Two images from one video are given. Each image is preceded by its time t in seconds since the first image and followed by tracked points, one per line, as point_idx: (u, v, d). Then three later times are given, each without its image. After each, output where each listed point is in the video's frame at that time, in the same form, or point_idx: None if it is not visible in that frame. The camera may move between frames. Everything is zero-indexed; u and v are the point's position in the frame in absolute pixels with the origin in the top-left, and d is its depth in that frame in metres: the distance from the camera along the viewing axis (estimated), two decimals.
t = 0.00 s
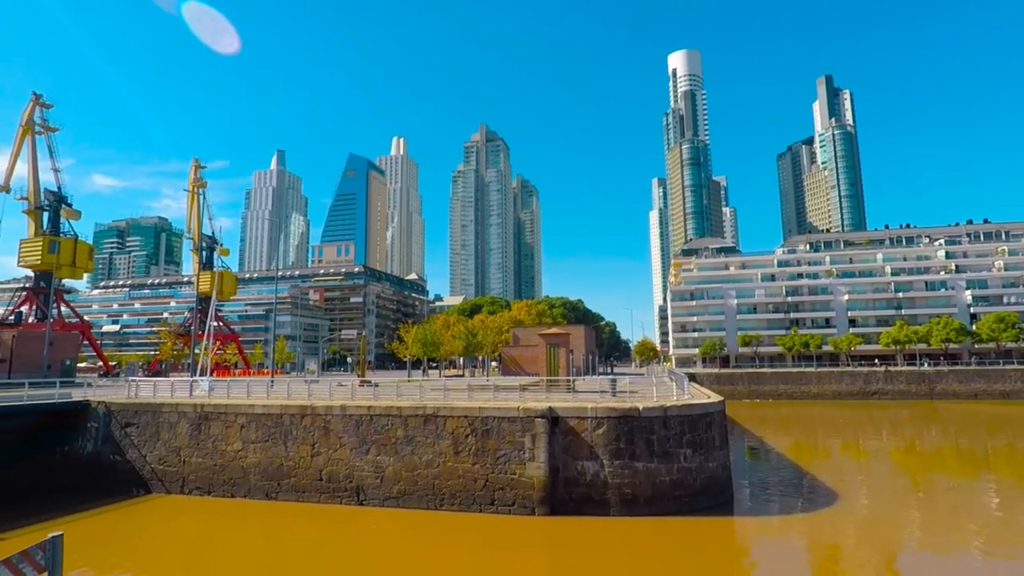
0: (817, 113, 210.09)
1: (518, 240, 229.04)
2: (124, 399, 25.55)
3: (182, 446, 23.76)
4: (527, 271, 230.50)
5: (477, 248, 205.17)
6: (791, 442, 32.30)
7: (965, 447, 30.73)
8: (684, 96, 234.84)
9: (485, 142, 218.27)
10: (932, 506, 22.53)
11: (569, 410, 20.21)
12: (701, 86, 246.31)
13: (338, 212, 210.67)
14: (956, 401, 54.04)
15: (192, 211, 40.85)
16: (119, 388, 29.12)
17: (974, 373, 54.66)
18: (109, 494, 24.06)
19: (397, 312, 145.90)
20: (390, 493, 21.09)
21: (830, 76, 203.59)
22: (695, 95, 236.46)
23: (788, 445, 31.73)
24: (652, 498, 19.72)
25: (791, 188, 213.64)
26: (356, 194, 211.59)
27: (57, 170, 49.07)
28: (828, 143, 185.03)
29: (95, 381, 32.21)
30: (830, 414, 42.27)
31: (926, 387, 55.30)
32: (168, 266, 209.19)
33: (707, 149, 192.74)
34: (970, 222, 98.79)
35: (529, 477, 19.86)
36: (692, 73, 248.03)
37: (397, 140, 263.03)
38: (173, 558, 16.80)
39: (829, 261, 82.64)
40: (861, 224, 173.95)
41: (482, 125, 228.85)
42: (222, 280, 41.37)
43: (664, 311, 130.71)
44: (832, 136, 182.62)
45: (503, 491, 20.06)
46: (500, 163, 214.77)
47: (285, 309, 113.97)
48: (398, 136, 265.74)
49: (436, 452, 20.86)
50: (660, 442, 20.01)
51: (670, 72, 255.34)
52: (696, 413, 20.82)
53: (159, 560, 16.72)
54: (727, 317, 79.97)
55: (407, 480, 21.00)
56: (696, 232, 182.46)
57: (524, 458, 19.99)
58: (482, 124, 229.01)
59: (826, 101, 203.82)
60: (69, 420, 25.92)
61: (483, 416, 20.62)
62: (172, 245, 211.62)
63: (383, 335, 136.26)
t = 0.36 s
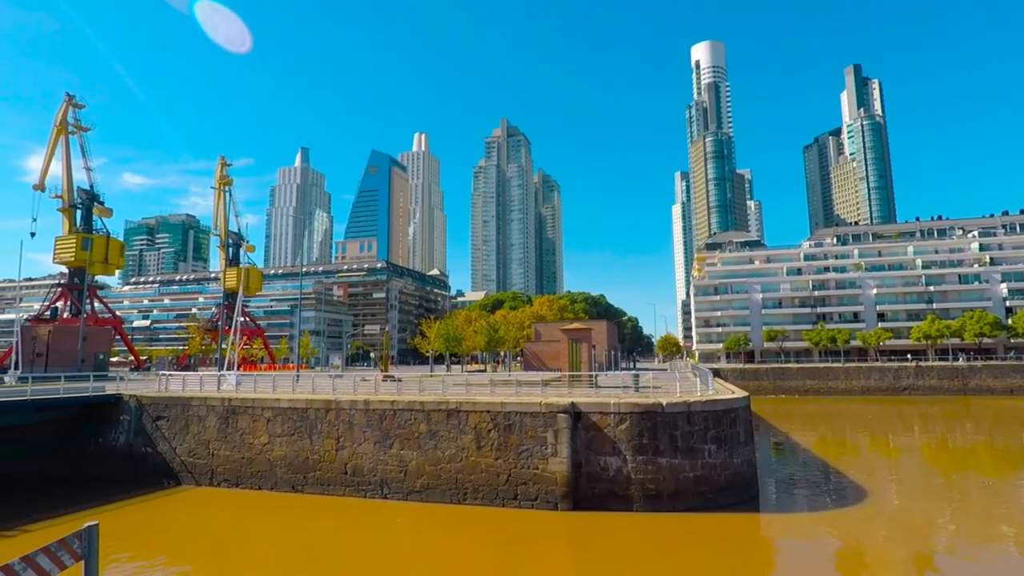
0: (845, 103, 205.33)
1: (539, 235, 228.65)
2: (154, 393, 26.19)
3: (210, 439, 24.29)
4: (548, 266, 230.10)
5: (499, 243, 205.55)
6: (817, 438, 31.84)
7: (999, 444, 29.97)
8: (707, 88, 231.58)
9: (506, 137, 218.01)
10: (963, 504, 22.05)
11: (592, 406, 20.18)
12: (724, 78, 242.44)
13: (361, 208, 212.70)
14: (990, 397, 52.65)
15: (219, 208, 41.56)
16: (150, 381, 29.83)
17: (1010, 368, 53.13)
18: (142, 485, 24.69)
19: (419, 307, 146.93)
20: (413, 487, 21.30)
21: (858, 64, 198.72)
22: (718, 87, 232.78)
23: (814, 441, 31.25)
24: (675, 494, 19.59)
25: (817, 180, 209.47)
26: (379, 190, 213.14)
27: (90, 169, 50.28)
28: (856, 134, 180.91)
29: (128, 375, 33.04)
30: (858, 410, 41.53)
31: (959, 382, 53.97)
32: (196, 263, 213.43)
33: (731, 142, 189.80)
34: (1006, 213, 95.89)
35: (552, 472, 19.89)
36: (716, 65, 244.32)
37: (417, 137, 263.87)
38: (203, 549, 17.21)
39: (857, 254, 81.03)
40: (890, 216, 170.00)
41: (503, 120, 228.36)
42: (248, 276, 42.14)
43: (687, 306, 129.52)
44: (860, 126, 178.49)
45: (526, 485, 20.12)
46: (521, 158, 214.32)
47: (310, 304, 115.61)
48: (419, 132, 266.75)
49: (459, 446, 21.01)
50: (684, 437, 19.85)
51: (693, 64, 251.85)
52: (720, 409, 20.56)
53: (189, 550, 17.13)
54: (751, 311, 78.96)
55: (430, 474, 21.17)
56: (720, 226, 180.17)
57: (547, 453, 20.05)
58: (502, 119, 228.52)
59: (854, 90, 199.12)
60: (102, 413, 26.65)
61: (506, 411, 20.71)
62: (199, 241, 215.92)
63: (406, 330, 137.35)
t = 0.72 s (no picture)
0: (871, 98, 201.07)
1: (558, 232, 228.10)
2: (179, 388, 26.70)
3: (233, 433, 24.71)
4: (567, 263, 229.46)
5: (517, 241, 205.69)
6: (840, 439, 31.40)
7: None
8: (728, 84, 228.68)
9: (525, 135, 217.93)
10: (992, 508, 21.56)
11: (611, 404, 20.11)
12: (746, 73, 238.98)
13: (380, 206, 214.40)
14: (1022, 399, 51.31)
15: (242, 206, 42.21)
16: (175, 376, 30.41)
17: None
18: (167, 478, 25.17)
19: (438, 305, 147.61)
20: (432, 484, 21.42)
21: (884, 59, 194.61)
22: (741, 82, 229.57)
23: (837, 442, 30.79)
24: (695, 493, 19.45)
25: (842, 177, 205.74)
26: (398, 188, 214.59)
27: (118, 168, 51.47)
28: (882, 130, 177.31)
29: (153, 369, 33.77)
30: (883, 411, 40.70)
31: (988, 383, 52.71)
32: (219, 260, 217.12)
33: (753, 138, 187.26)
34: None
35: (570, 470, 19.89)
36: (737, 60, 241.18)
37: (436, 135, 264.61)
38: (227, 541, 17.57)
39: (882, 252, 79.59)
40: (917, 213, 166.34)
41: (521, 118, 228.07)
42: (269, 273, 42.76)
43: (708, 304, 128.39)
44: (886, 121, 174.88)
45: (545, 483, 20.14)
46: (540, 155, 214.00)
47: (330, 301, 116.93)
48: (438, 130, 267.74)
49: (477, 443, 21.09)
50: (704, 437, 19.68)
51: (715, 59, 248.95)
52: (741, 408, 20.35)
53: (212, 542, 17.48)
54: (773, 310, 78.05)
55: (449, 471, 21.29)
56: (741, 224, 178.10)
57: (565, 451, 20.04)
58: (521, 117, 228.18)
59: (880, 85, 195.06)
60: (129, 407, 27.21)
61: (524, 408, 20.75)
62: (222, 239, 219.49)
63: (425, 327, 138.15)
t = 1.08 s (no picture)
0: (894, 93, 197.34)
1: (574, 229, 227.39)
2: (200, 382, 27.15)
3: (252, 428, 25.05)
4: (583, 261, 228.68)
5: (533, 237, 205.51)
6: (860, 439, 30.99)
7: None
8: (747, 79, 225.93)
9: (541, 132, 217.47)
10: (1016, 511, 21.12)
11: (627, 402, 20.06)
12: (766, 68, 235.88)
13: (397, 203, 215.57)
14: None
15: (261, 204, 42.69)
16: (196, 371, 30.90)
17: None
18: (188, 471, 25.60)
19: (454, 302, 148.10)
20: (448, 479, 21.55)
21: (908, 52, 190.75)
22: (760, 77, 226.62)
23: (857, 442, 30.40)
24: (712, 492, 19.33)
25: (863, 173, 202.28)
26: (415, 185, 215.44)
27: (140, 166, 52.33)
28: (905, 125, 173.94)
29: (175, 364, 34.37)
30: (906, 411, 40.00)
31: (1015, 383, 51.45)
32: (238, 256, 220.02)
33: (772, 134, 184.81)
34: None
35: (586, 468, 19.88)
36: (757, 55, 238.09)
37: (452, 132, 264.98)
38: (245, 533, 17.89)
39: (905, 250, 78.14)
40: (942, 210, 163.01)
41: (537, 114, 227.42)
42: (287, 270, 43.24)
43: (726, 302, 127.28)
44: (910, 117, 171.50)
45: (560, 480, 20.16)
46: (556, 152, 213.33)
47: (348, 298, 118.01)
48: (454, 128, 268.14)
49: (493, 440, 21.18)
50: (721, 435, 19.54)
51: (734, 55, 246.03)
52: (759, 407, 20.15)
53: (231, 535, 17.77)
54: (792, 308, 77.12)
55: (464, 467, 21.39)
56: (760, 221, 175.97)
57: (581, 449, 20.03)
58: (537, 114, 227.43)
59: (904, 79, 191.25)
60: (151, 401, 27.69)
61: (540, 405, 20.78)
62: (241, 236, 222.29)
63: (441, 324, 138.67)
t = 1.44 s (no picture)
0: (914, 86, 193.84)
1: (587, 225, 226.56)
2: (217, 377, 27.53)
3: (268, 422, 25.36)
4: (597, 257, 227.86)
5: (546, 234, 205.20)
6: (878, 436, 30.67)
7: None
8: (764, 73, 223.20)
9: (555, 127, 216.83)
10: None
11: (641, 398, 20.02)
12: (782, 62, 232.72)
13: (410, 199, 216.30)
14: None
15: (276, 200, 43.06)
16: (214, 366, 31.35)
17: None
18: (205, 464, 25.99)
19: (468, 298, 148.32)
20: (462, 475, 21.66)
21: (929, 44, 187.13)
22: (776, 71, 223.73)
23: (875, 440, 30.09)
24: (727, 489, 19.24)
25: (882, 168, 199.09)
26: (428, 181, 215.93)
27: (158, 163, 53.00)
28: (926, 119, 170.83)
29: (193, 359, 34.86)
30: (924, 408, 39.47)
31: None
32: (254, 253, 222.34)
33: (789, 128, 182.45)
34: None
35: (600, 464, 19.88)
36: (774, 49, 235.02)
37: (465, 128, 265.01)
38: (262, 526, 18.17)
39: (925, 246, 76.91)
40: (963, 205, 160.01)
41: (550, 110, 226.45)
42: (302, 265, 43.60)
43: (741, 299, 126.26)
44: (930, 110, 168.42)
45: (574, 476, 20.18)
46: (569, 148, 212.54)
47: (362, 294, 118.70)
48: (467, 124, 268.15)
49: (507, 436, 21.25)
50: (736, 432, 19.43)
51: (750, 48, 243.16)
52: (775, 404, 20.00)
53: (248, 528, 18.03)
54: (808, 304, 76.38)
55: (478, 462, 21.50)
56: (776, 216, 174.08)
57: (595, 445, 20.05)
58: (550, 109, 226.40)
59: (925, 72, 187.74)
60: (169, 395, 28.12)
61: (553, 401, 20.81)
62: (257, 232, 224.42)
63: (454, 320, 139.08)
